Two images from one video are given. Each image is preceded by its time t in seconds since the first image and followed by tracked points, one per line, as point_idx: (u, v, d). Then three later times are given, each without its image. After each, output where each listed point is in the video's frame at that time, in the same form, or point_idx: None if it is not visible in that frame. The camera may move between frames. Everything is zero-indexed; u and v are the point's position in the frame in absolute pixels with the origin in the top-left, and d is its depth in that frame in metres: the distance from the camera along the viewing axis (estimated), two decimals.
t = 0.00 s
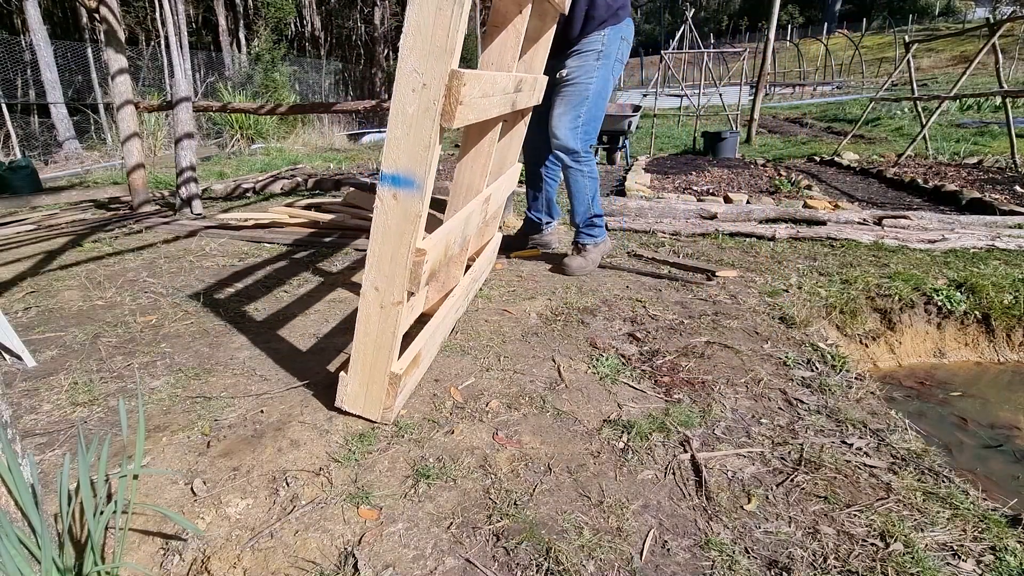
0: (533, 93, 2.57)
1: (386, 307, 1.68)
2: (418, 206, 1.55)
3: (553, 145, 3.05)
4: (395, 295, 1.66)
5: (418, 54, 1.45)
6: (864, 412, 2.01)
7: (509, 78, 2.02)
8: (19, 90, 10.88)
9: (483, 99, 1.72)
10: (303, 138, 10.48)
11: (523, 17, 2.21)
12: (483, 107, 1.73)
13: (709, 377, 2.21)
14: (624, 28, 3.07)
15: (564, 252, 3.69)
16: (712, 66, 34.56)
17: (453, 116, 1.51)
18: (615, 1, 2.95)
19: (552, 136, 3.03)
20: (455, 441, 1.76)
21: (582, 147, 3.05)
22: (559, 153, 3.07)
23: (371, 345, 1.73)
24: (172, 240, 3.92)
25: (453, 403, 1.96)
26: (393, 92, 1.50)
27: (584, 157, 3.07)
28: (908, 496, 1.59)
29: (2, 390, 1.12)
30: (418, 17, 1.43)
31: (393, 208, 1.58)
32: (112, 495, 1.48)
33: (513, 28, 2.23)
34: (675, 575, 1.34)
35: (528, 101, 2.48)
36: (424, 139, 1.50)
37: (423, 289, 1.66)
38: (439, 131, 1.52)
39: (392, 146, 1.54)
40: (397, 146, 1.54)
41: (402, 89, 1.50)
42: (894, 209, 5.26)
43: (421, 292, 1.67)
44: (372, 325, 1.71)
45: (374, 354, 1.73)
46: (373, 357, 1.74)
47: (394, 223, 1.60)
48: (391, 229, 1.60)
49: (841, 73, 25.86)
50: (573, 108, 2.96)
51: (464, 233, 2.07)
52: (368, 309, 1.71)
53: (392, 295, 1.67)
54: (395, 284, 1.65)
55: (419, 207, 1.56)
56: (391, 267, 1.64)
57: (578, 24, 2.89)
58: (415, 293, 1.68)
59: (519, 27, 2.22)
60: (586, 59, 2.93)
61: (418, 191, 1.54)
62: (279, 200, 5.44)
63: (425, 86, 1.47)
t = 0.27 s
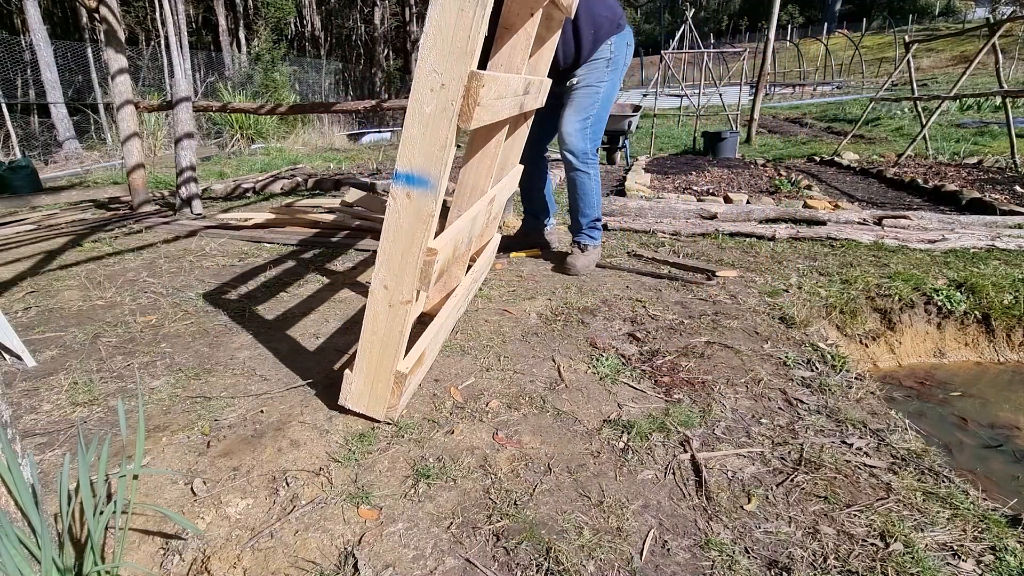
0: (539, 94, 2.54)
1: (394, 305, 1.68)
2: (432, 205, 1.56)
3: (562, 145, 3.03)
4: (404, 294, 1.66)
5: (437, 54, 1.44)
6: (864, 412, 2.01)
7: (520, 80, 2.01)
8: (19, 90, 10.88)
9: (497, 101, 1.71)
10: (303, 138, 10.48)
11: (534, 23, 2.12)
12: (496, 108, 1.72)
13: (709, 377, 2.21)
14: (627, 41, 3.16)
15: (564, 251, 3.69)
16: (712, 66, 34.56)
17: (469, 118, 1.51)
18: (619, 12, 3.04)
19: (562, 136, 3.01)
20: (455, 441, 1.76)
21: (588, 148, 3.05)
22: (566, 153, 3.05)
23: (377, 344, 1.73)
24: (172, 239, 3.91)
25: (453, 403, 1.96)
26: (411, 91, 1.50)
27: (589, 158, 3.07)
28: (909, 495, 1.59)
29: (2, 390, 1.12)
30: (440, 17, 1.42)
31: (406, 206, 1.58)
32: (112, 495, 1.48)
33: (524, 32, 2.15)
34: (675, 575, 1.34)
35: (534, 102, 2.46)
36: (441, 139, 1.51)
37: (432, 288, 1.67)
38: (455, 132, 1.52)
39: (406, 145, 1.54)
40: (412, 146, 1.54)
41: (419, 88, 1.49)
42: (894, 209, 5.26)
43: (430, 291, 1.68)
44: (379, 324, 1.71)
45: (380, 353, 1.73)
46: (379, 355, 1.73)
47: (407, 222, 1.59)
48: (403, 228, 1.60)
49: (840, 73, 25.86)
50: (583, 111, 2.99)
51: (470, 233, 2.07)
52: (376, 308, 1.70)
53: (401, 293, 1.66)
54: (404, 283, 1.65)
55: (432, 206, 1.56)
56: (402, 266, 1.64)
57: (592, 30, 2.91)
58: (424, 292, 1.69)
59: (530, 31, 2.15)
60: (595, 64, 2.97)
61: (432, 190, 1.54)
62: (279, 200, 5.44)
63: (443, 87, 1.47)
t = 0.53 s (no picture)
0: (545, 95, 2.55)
1: (401, 302, 1.68)
2: (443, 203, 1.56)
3: (566, 145, 3.01)
4: (412, 291, 1.66)
5: (454, 52, 1.45)
6: (864, 412, 2.01)
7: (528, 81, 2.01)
8: (19, 90, 10.88)
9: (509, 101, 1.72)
10: (303, 138, 10.49)
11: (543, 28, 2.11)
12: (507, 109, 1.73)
13: (709, 377, 2.21)
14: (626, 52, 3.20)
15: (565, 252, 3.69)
16: (712, 66, 34.58)
17: (484, 117, 1.52)
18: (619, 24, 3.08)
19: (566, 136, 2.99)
20: (455, 441, 1.76)
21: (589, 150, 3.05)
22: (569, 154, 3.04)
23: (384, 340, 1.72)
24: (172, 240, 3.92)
25: (453, 403, 1.96)
26: (425, 89, 1.50)
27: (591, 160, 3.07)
28: (909, 496, 1.59)
29: (3, 389, 1.12)
30: (458, 16, 1.43)
31: (417, 203, 1.58)
32: (112, 495, 1.48)
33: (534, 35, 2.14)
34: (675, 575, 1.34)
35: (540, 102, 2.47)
36: (455, 137, 1.51)
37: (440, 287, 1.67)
38: (470, 131, 1.52)
39: (419, 142, 1.54)
40: (425, 143, 1.54)
41: (435, 86, 1.50)
42: (894, 209, 5.27)
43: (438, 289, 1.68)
44: (386, 321, 1.70)
45: (386, 350, 1.72)
46: (385, 352, 1.73)
47: (417, 219, 1.59)
48: (413, 225, 1.60)
49: (840, 73, 25.87)
50: (587, 113, 2.98)
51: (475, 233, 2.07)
52: (383, 305, 1.70)
53: (409, 291, 1.66)
54: (412, 280, 1.65)
55: (443, 204, 1.56)
56: (410, 263, 1.64)
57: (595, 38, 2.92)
58: (432, 290, 1.69)
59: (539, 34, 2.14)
60: (598, 71, 3.00)
61: (444, 188, 1.54)
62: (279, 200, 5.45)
63: (458, 85, 1.48)
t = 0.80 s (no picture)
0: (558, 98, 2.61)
1: (436, 297, 1.69)
2: (487, 198, 1.60)
3: (567, 146, 3.00)
4: (447, 286, 1.68)
5: (510, 51, 1.52)
6: (864, 412, 2.01)
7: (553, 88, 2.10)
8: (19, 90, 10.87)
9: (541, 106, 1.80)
10: (303, 138, 10.49)
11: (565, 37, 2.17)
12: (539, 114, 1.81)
13: (709, 377, 2.21)
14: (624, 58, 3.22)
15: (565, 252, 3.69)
16: (712, 66, 34.57)
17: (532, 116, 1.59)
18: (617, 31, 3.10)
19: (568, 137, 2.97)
20: (455, 441, 1.76)
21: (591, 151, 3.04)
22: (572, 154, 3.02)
23: (415, 335, 1.72)
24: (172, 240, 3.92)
25: (453, 403, 1.96)
26: (479, 86, 1.55)
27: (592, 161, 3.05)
28: (908, 496, 1.59)
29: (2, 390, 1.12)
30: (516, 18, 1.50)
31: (461, 198, 1.61)
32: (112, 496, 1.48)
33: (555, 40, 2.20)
34: None
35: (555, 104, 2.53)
36: (504, 134, 1.56)
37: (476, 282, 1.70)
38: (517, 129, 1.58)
39: (467, 138, 1.59)
40: (473, 138, 1.59)
41: (488, 83, 1.55)
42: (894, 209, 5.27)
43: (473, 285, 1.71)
44: (420, 315, 1.71)
45: (417, 345, 1.72)
46: (415, 347, 1.72)
47: (459, 213, 1.63)
48: (455, 219, 1.63)
49: (840, 73, 25.87)
50: (588, 114, 2.96)
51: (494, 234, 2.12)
52: (416, 299, 1.71)
53: (445, 285, 1.68)
54: (449, 274, 1.67)
55: (488, 199, 1.60)
56: (449, 257, 1.66)
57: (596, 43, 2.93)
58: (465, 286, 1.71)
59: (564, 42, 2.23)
60: (598, 75, 3.01)
61: (489, 183, 1.59)
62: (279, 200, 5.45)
63: (511, 83, 1.54)
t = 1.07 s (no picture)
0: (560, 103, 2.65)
1: (442, 298, 1.70)
2: (496, 201, 1.62)
3: (567, 145, 2.99)
4: (454, 288, 1.69)
5: (528, 56, 1.55)
6: (864, 412, 2.01)
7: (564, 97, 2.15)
8: (19, 90, 10.87)
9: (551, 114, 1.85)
10: (303, 138, 10.49)
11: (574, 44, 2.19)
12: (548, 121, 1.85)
13: (709, 377, 2.21)
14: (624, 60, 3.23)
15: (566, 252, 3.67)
16: (712, 66, 34.57)
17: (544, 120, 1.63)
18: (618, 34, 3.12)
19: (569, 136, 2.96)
20: (455, 441, 1.76)
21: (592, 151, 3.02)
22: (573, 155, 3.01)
23: (421, 335, 1.73)
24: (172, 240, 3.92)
25: (453, 403, 1.96)
26: (494, 89, 1.58)
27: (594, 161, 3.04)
28: (908, 496, 1.59)
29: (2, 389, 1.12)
30: (533, 25, 1.54)
31: (472, 199, 1.64)
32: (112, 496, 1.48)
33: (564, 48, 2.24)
34: None
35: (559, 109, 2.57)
36: (517, 138, 1.60)
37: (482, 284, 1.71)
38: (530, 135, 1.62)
39: (481, 140, 1.62)
40: (486, 142, 1.61)
41: (503, 87, 1.58)
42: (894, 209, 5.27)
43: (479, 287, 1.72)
44: (426, 316, 1.72)
45: (423, 346, 1.73)
46: (420, 347, 1.73)
47: (469, 214, 1.65)
48: (465, 220, 1.65)
49: (840, 73, 25.87)
50: (588, 114, 2.95)
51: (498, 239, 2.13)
52: (422, 300, 1.71)
53: (452, 287, 1.69)
54: (456, 276, 1.68)
55: (498, 201, 1.62)
56: (457, 258, 1.67)
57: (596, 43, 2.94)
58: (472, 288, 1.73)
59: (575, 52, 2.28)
60: (598, 76, 3.03)
61: (500, 186, 1.61)
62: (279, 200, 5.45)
63: (526, 87, 1.57)
